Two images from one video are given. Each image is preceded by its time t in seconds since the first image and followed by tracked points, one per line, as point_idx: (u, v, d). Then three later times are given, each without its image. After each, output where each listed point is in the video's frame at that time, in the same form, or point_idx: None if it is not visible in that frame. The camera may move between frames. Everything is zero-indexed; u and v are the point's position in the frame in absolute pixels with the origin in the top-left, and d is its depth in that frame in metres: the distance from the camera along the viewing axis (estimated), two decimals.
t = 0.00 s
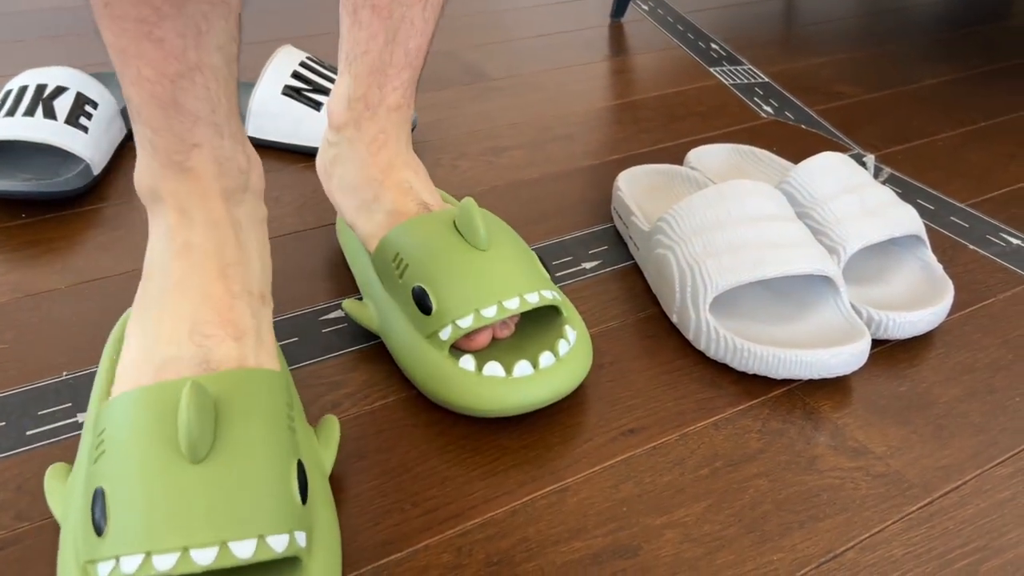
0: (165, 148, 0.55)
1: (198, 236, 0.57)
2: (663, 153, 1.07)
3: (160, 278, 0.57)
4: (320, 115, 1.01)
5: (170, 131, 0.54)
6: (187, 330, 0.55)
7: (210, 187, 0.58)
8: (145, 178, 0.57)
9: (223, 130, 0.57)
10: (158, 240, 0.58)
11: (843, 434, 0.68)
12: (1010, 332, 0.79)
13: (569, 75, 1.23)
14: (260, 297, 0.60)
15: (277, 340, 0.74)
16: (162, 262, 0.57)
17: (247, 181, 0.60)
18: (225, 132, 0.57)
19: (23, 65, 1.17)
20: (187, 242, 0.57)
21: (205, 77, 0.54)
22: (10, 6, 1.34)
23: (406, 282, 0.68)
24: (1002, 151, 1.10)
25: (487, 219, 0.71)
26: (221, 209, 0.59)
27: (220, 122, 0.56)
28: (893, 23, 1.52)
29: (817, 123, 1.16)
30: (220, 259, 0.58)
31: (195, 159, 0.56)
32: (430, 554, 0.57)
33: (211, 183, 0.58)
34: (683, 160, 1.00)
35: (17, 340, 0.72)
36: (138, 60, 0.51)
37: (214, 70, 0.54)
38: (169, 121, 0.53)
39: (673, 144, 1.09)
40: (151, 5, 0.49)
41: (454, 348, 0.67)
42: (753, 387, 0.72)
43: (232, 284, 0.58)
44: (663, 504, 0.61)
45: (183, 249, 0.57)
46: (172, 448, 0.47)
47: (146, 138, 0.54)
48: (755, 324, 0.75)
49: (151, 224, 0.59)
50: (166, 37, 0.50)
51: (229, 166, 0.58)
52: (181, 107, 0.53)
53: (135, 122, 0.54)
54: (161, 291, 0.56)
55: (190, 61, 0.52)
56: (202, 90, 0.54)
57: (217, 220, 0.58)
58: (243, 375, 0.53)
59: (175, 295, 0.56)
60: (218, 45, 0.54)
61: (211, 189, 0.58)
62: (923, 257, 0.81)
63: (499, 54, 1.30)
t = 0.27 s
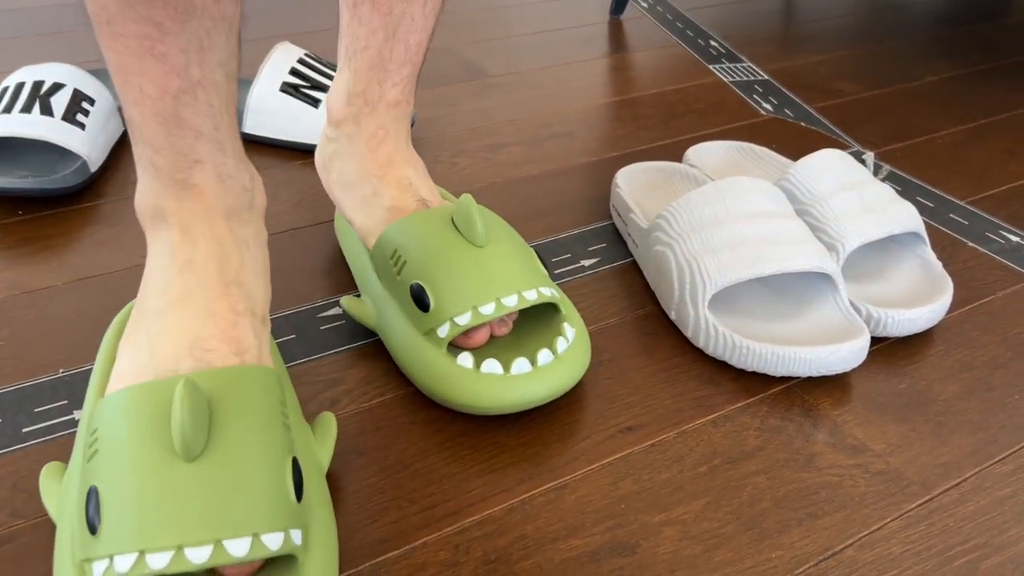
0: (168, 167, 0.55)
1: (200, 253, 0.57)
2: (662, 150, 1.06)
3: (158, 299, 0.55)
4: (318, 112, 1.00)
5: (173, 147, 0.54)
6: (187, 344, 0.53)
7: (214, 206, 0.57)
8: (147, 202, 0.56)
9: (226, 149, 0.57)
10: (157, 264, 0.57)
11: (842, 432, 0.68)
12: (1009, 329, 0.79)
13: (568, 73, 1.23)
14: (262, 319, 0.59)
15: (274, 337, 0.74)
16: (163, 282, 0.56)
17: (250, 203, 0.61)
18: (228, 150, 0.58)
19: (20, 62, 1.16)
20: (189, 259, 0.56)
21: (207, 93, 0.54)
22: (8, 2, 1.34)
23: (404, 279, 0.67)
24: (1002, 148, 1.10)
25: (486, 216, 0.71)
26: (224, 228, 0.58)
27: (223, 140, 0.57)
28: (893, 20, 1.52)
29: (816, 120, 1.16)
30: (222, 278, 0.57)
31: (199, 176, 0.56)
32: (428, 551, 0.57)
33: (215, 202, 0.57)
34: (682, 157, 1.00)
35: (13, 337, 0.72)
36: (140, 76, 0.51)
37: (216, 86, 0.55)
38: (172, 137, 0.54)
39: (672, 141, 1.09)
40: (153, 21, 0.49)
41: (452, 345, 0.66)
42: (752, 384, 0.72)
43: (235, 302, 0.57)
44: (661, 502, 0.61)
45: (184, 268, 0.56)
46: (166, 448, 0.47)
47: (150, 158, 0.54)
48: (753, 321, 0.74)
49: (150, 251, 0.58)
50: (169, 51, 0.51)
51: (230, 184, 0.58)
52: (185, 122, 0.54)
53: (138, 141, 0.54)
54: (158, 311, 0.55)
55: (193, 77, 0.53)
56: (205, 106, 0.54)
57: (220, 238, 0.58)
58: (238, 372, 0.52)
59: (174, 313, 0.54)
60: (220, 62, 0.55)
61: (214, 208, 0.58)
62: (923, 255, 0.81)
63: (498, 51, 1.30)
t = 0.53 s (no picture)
0: (159, 187, 0.54)
1: (194, 273, 0.56)
2: (661, 147, 1.06)
3: (152, 319, 0.55)
4: (317, 109, 1.00)
5: (165, 167, 0.53)
6: (182, 362, 0.52)
7: (207, 225, 0.57)
8: (137, 224, 0.55)
9: (216, 167, 0.57)
10: (150, 284, 0.56)
11: (842, 430, 0.68)
12: (1010, 327, 0.79)
13: (567, 71, 1.23)
14: (258, 337, 0.58)
15: (272, 335, 0.74)
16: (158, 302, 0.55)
17: (242, 220, 0.60)
18: (219, 168, 0.57)
19: (18, 60, 1.16)
20: (185, 279, 0.55)
21: (198, 111, 0.54)
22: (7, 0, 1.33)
23: (403, 277, 0.67)
24: (1002, 146, 1.10)
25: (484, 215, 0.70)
26: (218, 247, 0.57)
27: (214, 158, 0.56)
28: (892, 18, 1.52)
29: (815, 118, 1.16)
30: (217, 297, 0.56)
31: (191, 196, 0.56)
32: (426, 549, 0.56)
33: (208, 221, 0.57)
34: (681, 155, 1.00)
35: (11, 335, 0.72)
36: (130, 98, 0.50)
37: (205, 104, 0.54)
38: (163, 156, 0.53)
39: (672, 139, 1.08)
40: (145, 41, 0.48)
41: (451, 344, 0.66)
42: (751, 383, 0.72)
43: (230, 321, 0.56)
44: (660, 500, 0.61)
45: (179, 287, 0.55)
46: (164, 445, 0.47)
47: (139, 179, 0.53)
48: (753, 319, 0.74)
49: (142, 274, 0.56)
50: (159, 72, 0.50)
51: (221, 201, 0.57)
52: (177, 142, 0.53)
53: (127, 163, 0.53)
54: (155, 331, 0.54)
55: (183, 97, 0.52)
56: (196, 124, 0.53)
57: (214, 256, 0.57)
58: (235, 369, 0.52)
59: (168, 333, 0.54)
60: (206, 78, 0.54)
61: (207, 225, 0.57)
62: (923, 252, 0.81)
63: (497, 49, 1.30)
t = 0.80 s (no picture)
0: (97, 102, 0.63)
1: (120, 172, 0.64)
2: (661, 144, 1.06)
3: (85, 208, 0.63)
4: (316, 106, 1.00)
5: (104, 87, 0.62)
6: (110, 251, 0.61)
7: (137, 134, 0.65)
8: (71, 126, 0.64)
9: (150, 87, 0.65)
10: (82, 178, 0.64)
11: (842, 427, 0.68)
12: (1011, 325, 0.79)
13: (566, 67, 1.23)
14: (181, 230, 0.67)
15: (271, 332, 0.74)
16: (85, 200, 0.63)
17: (172, 131, 0.69)
18: (153, 89, 0.66)
19: (17, 56, 1.16)
20: (113, 177, 0.64)
21: (136, 44, 0.62)
22: None
23: (403, 273, 0.67)
24: (1003, 143, 1.09)
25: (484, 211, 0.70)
26: (147, 153, 0.66)
27: (148, 82, 0.65)
28: (893, 15, 1.51)
29: (816, 114, 1.16)
30: (143, 191, 0.65)
31: (125, 111, 0.64)
32: (426, 546, 0.56)
33: (139, 130, 0.65)
34: (681, 152, 0.99)
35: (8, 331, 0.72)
36: (77, 28, 0.58)
37: (143, 36, 0.63)
38: (104, 80, 0.62)
39: (671, 136, 1.08)
40: None
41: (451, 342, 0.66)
42: (752, 380, 0.72)
43: (159, 218, 0.65)
44: (660, 497, 0.61)
45: (106, 181, 0.64)
46: (93, 321, 0.56)
47: (70, 88, 0.62)
48: (753, 316, 0.74)
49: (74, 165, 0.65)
50: (102, 9, 0.58)
51: (149, 111, 0.66)
52: (116, 70, 0.62)
53: (65, 78, 0.62)
54: (87, 220, 0.62)
55: (123, 31, 0.61)
56: (133, 56, 0.62)
57: (142, 161, 0.65)
58: (156, 263, 0.61)
59: (92, 223, 0.62)
60: (147, 15, 0.62)
61: (140, 136, 0.65)
62: (923, 249, 0.81)
63: (497, 45, 1.29)
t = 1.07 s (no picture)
0: (68, 133, 0.62)
1: (108, 202, 0.63)
2: (661, 141, 1.06)
3: (78, 244, 0.62)
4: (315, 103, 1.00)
5: (70, 115, 0.61)
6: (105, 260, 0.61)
7: (116, 162, 0.64)
8: (56, 168, 0.64)
9: (121, 112, 0.64)
10: (74, 218, 0.63)
11: (843, 425, 0.68)
12: (1012, 322, 0.79)
13: (566, 65, 1.23)
14: (176, 252, 0.66)
15: (271, 329, 0.74)
16: (81, 232, 0.63)
17: (155, 157, 0.68)
18: (123, 114, 0.65)
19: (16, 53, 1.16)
20: (101, 208, 0.63)
21: (97, 66, 0.61)
22: None
23: (404, 271, 0.67)
24: (1004, 140, 1.09)
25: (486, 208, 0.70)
26: (128, 180, 0.65)
27: (117, 105, 0.64)
28: (894, 12, 1.51)
29: (816, 112, 1.16)
30: (130, 219, 0.64)
31: (99, 138, 0.63)
32: (426, 543, 0.56)
33: (116, 158, 0.64)
34: (682, 149, 0.99)
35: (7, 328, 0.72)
36: (30, 56, 0.58)
37: (103, 58, 0.62)
38: (67, 106, 0.61)
39: (672, 133, 1.08)
40: (33, 5, 0.56)
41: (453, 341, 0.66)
42: (753, 377, 0.72)
43: (146, 238, 0.63)
44: (660, 494, 0.61)
45: (96, 216, 0.63)
46: (90, 314, 0.56)
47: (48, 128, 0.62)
48: (754, 314, 0.74)
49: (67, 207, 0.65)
50: (52, 31, 0.57)
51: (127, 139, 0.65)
52: (77, 92, 0.61)
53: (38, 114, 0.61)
54: (83, 252, 0.61)
55: (79, 52, 0.60)
56: (94, 77, 0.61)
57: (125, 188, 0.64)
58: (153, 260, 0.61)
59: (87, 256, 0.61)
60: (103, 36, 0.61)
61: (117, 161, 0.64)
62: (925, 247, 0.81)
63: (497, 43, 1.29)
